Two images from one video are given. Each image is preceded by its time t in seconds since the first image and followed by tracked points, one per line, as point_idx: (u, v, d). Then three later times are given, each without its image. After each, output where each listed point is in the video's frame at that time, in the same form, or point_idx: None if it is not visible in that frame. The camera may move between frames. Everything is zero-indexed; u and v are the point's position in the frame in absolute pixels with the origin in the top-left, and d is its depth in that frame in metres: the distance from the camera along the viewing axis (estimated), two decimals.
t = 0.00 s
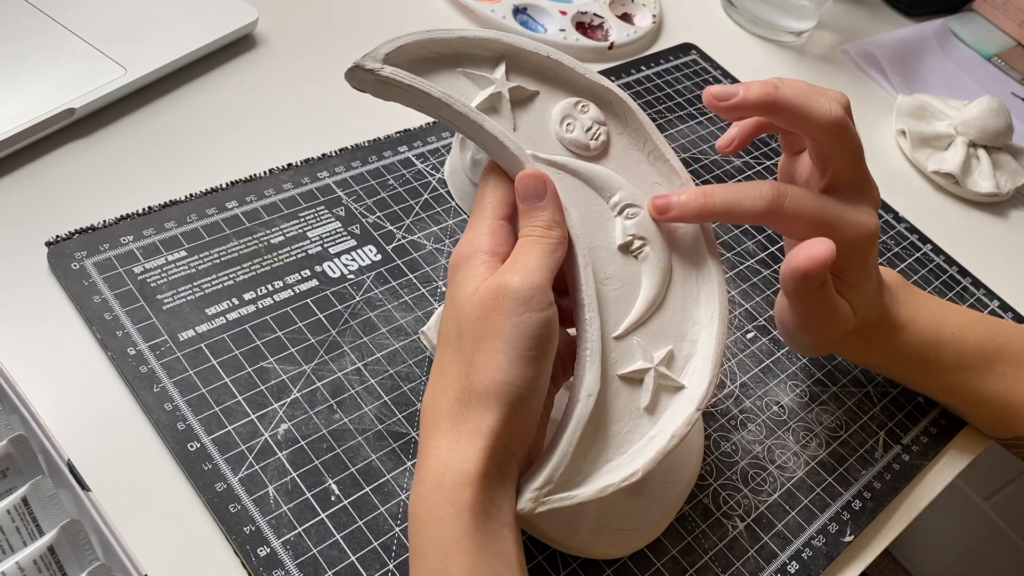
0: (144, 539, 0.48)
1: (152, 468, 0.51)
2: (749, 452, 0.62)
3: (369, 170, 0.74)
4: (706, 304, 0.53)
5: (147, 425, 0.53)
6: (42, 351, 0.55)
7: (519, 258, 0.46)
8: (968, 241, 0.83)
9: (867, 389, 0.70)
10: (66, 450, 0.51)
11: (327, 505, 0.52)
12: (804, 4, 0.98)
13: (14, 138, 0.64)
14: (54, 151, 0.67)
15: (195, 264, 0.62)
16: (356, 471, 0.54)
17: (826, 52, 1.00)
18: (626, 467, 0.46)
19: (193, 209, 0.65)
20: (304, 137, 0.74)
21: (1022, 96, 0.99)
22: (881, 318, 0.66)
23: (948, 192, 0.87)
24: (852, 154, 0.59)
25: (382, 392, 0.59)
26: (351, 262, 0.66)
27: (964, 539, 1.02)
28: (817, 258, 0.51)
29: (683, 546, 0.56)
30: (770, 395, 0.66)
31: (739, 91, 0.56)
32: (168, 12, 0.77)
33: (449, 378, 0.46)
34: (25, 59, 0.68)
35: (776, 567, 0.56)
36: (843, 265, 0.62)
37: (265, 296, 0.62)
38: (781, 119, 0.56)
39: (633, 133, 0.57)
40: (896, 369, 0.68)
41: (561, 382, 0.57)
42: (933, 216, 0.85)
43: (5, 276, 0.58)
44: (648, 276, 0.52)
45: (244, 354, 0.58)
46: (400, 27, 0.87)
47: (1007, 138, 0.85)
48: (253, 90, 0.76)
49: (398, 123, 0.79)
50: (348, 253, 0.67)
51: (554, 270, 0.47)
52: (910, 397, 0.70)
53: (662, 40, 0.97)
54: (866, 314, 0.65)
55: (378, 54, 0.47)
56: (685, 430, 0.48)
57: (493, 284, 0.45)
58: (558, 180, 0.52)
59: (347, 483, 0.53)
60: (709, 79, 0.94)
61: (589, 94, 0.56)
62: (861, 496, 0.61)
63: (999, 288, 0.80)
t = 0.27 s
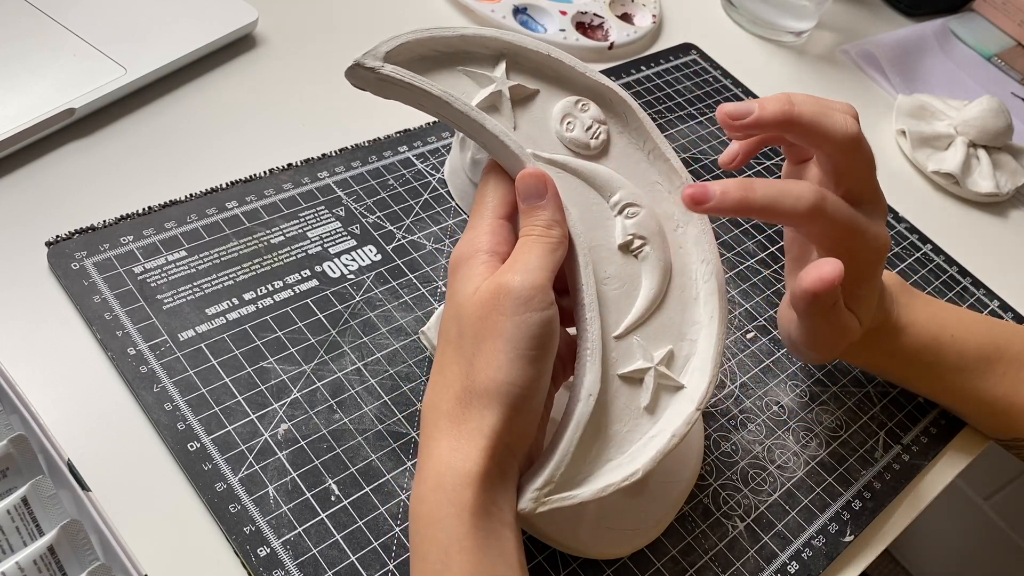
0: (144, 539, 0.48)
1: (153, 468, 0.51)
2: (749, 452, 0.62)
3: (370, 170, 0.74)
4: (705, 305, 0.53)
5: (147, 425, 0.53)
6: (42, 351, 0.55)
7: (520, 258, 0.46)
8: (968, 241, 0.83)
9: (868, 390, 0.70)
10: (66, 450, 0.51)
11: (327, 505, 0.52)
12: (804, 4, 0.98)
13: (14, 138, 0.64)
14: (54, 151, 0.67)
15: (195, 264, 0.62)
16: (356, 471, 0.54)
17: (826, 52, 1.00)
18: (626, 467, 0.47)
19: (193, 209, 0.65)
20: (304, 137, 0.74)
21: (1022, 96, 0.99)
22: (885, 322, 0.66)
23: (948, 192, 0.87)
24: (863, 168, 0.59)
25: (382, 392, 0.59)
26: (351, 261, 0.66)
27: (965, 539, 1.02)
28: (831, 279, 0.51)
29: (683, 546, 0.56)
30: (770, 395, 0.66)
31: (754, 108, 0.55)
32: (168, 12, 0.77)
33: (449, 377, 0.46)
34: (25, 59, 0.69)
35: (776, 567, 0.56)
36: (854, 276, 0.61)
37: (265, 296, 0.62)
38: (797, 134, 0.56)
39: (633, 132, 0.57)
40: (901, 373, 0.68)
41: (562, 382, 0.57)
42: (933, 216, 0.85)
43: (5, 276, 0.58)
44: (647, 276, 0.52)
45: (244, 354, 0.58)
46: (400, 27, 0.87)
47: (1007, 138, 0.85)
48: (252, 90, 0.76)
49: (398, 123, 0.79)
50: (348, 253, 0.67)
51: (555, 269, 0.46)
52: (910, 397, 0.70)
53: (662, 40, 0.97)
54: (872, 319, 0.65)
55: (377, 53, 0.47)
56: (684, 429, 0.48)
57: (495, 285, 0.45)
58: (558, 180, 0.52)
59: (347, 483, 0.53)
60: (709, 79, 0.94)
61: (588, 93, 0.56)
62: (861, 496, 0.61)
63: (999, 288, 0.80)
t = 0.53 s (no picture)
0: (144, 539, 0.48)
1: (153, 469, 0.51)
2: (749, 452, 0.62)
3: (369, 170, 0.74)
4: (703, 303, 0.53)
5: (147, 425, 0.53)
6: (42, 351, 0.55)
7: (517, 258, 0.46)
8: (968, 241, 0.83)
9: (867, 389, 0.70)
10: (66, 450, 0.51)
11: (327, 505, 0.52)
12: (804, 4, 0.98)
13: (14, 138, 0.64)
14: (54, 150, 0.67)
15: (195, 264, 0.62)
16: (356, 471, 0.54)
17: (826, 52, 1.00)
18: (625, 466, 0.47)
19: (193, 209, 0.65)
20: (304, 137, 0.74)
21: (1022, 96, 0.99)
22: (881, 321, 0.66)
23: (948, 192, 0.87)
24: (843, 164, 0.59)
25: (382, 392, 0.59)
26: (351, 261, 0.66)
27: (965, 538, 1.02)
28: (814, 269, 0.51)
29: (683, 546, 0.56)
30: (770, 395, 0.66)
31: (726, 112, 0.56)
32: (168, 12, 0.77)
33: (447, 378, 0.46)
34: (25, 59, 0.68)
35: (776, 567, 0.56)
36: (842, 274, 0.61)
37: (265, 296, 0.62)
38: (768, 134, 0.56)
39: (630, 132, 0.56)
40: (898, 373, 0.68)
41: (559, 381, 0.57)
42: (932, 216, 0.85)
43: (5, 276, 0.58)
44: (645, 275, 0.52)
45: (244, 354, 0.58)
46: (400, 27, 0.87)
47: (1007, 138, 0.85)
48: (252, 90, 0.76)
49: (398, 122, 0.79)
50: (348, 253, 0.67)
51: (552, 269, 0.46)
52: (910, 397, 0.70)
53: (662, 40, 0.97)
54: (865, 318, 0.65)
55: (373, 53, 0.46)
56: (683, 429, 0.48)
57: (492, 284, 0.45)
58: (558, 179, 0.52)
59: (347, 483, 0.53)
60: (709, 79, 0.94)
61: (585, 93, 0.55)
62: (861, 496, 0.61)
63: (999, 288, 0.80)
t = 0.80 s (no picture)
0: (145, 539, 0.48)
1: (152, 469, 0.51)
2: (749, 452, 0.62)
3: (369, 170, 0.74)
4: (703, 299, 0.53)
5: (147, 425, 0.53)
6: (42, 351, 0.55)
7: (515, 257, 0.46)
8: (968, 241, 0.83)
9: (868, 389, 0.70)
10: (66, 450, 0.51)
11: (327, 505, 0.52)
12: (804, 4, 0.98)
13: (14, 138, 0.64)
14: (54, 150, 0.67)
15: (195, 264, 0.62)
16: (356, 471, 0.54)
17: (826, 52, 1.00)
18: (625, 465, 0.46)
19: (193, 209, 0.65)
20: (304, 137, 0.74)
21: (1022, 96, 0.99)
22: (885, 321, 0.66)
23: (949, 192, 0.87)
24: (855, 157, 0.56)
25: (382, 392, 0.59)
26: (351, 262, 0.66)
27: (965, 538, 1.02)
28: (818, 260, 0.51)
29: (684, 546, 0.56)
30: (770, 395, 0.66)
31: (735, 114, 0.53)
32: (168, 12, 0.77)
33: (446, 377, 0.46)
34: (25, 59, 0.69)
35: (776, 567, 0.55)
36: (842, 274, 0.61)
37: (265, 296, 0.62)
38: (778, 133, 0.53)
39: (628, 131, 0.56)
40: (901, 374, 0.68)
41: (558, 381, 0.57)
42: (933, 216, 0.85)
43: (5, 276, 0.58)
44: (644, 273, 0.52)
45: (244, 354, 0.58)
46: (400, 27, 0.87)
47: (1007, 138, 0.85)
48: (253, 90, 0.76)
49: (398, 123, 0.79)
50: (348, 253, 0.67)
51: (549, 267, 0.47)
52: (910, 397, 0.70)
53: (662, 40, 0.97)
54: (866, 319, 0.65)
55: (368, 56, 0.47)
56: (682, 426, 0.48)
57: (490, 283, 0.45)
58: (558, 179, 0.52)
59: (347, 483, 0.53)
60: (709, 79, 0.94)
61: (582, 92, 0.55)
62: (861, 496, 0.61)
63: (999, 288, 0.80)
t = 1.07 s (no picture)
0: (145, 539, 0.48)
1: (152, 469, 0.51)
2: (749, 452, 0.62)
3: (369, 170, 0.74)
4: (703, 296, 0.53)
5: (147, 424, 0.53)
6: (42, 351, 0.55)
7: (512, 258, 0.46)
8: (968, 241, 0.83)
9: (867, 390, 0.70)
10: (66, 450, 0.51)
11: (327, 505, 0.52)
12: (804, 4, 0.98)
13: (14, 138, 0.64)
14: (53, 151, 0.67)
15: (195, 264, 0.62)
16: (356, 471, 0.54)
17: (826, 52, 1.00)
18: (626, 463, 0.46)
19: (193, 209, 0.65)
20: (303, 137, 0.74)
21: (1022, 96, 0.99)
22: (876, 326, 0.66)
23: (948, 192, 0.87)
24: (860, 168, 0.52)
25: (382, 392, 0.59)
26: (351, 261, 0.66)
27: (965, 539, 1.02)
28: (766, 271, 0.54)
29: (684, 546, 0.56)
30: (770, 395, 0.66)
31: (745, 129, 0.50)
32: (168, 12, 0.77)
33: (445, 379, 0.46)
34: (25, 59, 0.69)
35: (776, 567, 0.56)
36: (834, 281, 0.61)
37: (265, 296, 0.62)
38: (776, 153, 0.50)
39: (626, 127, 0.56)
40: (895, 377, 0.68)
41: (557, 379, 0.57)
42: (932, 216, 0.85)
43: (5, 276, 0.58)
44: (643, 271, 0.52)
45: (244, 354, 0.58)
46: (400, 27, 0.87)
47: (1007, 138, 0.85)
48: (253, 90, 0.76)
49: (398, 123, 0.79)
50: (348, 253, 0.67)
51: (547, 267, 0.46)
52: (909, 397, 0.70)
53: (661, 40, 0.97)
54: (861, 322, 0.65)
55: (362, 56, 0.47)
56: (682, 425, 0.48)
57: (487, 284, 0.45)
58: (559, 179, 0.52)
59: (347, 483, 0.53)
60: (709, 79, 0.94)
61: (579, 89, 0.55)
62: (861, 496, 0.61)
63: (999, 288, 0.80)
